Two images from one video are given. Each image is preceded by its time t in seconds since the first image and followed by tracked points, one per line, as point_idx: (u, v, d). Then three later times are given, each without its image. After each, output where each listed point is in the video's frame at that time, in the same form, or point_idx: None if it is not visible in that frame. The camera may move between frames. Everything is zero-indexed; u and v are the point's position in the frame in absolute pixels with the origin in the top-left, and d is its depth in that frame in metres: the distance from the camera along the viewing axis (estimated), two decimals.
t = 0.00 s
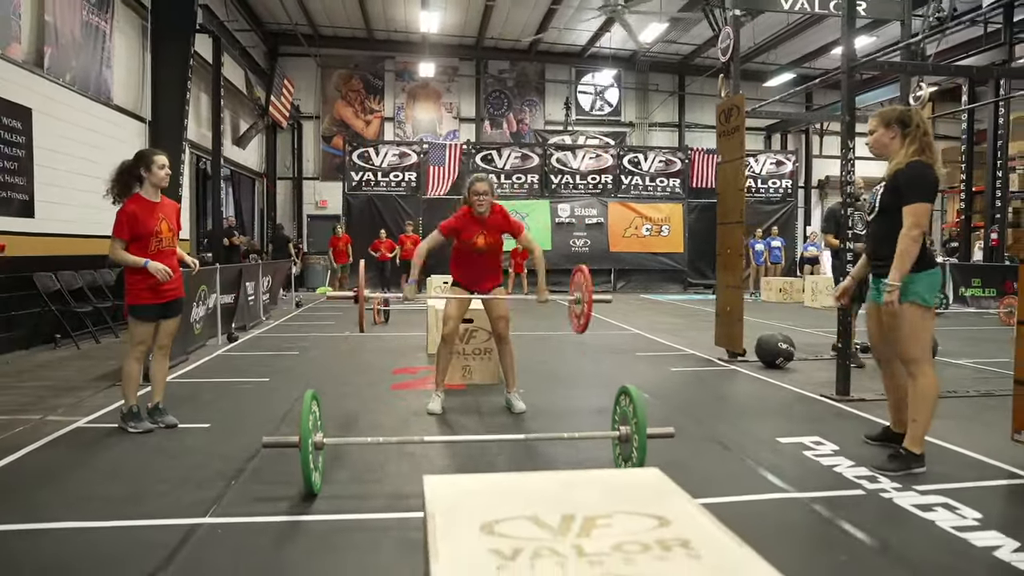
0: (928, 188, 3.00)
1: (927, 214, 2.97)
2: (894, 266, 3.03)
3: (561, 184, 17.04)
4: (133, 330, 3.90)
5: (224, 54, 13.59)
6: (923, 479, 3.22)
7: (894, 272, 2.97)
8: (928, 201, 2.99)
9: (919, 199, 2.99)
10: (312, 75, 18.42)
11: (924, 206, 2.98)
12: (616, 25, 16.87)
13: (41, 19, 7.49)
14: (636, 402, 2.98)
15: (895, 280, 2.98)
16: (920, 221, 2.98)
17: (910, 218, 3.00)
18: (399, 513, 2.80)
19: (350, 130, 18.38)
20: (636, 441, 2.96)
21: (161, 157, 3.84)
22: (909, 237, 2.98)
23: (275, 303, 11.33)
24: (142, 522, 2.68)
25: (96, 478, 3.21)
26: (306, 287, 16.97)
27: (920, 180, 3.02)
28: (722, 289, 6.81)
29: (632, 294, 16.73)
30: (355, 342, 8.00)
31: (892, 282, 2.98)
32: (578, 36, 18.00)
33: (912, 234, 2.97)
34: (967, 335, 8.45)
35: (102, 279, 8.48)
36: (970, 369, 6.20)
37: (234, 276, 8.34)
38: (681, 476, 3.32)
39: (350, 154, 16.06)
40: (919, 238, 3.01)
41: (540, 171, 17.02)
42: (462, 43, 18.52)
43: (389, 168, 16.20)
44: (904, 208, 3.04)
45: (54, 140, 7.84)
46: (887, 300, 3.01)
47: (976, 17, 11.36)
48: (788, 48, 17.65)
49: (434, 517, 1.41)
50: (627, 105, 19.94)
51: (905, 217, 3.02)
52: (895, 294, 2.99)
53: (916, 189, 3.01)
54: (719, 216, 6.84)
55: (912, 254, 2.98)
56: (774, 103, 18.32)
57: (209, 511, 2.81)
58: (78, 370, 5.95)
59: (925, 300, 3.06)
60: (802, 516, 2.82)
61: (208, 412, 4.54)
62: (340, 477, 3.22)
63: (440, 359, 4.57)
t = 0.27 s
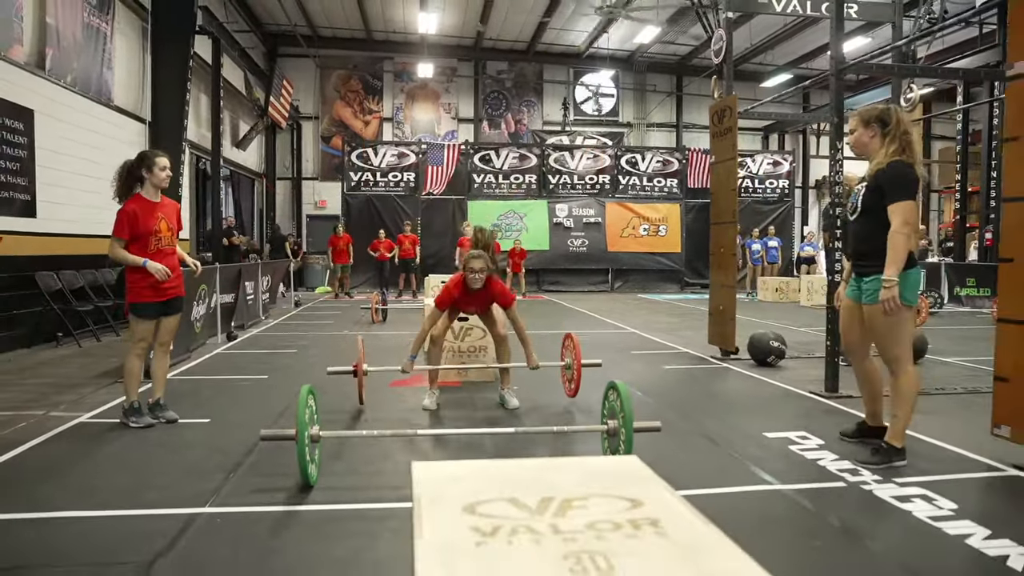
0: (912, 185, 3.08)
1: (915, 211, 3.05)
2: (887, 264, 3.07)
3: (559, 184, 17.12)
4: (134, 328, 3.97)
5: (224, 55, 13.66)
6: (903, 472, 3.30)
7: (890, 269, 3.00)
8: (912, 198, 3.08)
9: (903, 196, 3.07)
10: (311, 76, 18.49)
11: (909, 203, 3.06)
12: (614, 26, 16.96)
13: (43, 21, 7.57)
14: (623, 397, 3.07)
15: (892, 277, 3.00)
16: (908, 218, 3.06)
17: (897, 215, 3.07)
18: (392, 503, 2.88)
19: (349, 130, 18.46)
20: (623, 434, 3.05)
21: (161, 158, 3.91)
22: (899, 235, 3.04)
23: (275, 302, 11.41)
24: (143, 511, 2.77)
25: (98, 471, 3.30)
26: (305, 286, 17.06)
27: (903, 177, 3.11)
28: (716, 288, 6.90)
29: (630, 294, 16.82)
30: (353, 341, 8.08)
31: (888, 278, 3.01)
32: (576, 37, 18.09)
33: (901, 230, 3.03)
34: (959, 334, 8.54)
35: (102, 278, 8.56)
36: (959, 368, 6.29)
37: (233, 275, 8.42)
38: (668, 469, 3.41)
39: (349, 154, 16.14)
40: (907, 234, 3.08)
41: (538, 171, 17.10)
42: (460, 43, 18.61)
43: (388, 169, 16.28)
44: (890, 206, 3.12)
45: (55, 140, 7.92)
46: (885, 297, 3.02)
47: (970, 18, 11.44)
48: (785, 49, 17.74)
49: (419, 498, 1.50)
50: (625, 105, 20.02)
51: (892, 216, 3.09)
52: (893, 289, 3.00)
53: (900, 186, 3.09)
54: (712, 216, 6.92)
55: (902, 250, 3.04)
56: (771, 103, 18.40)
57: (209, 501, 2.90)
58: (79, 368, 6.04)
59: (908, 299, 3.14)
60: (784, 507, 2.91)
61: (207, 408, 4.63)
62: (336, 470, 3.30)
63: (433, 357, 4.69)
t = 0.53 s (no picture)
0: (895, 190, 3.15)
1: (892, 215, 3.13)
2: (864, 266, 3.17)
3: (559, 185, 17.18)
4: (141, 327, 4.05)
5: (225, 56, 13.72)
6: (895, 467, 3.37)
7: (864, 272, 3.11)
8: (895, 202, 3.15)
9: (886, 200, 3.15)
10: (311, 76, 18.56)
11: (892, 207, 3.14)
12: (613, 27, 17.04)
13: (46, 24, 7.64)
14: (620, 394, 3.13)
15: (866, 278, 3.12)
16: (889, 222, 3.14)
17: (877, 219, 3.16)
18: (394, 498, 2.95)
19: (349, 131, 18.52)
20: (619, 430, 3.11)
21: (165, 160, 3.97)
22: (878, 238, 3.13)
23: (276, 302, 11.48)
24: (151, 506, 2.84)
25: (106, 466, 3.37)
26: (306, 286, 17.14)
27: (887, 182, 3.18)
28: (713, 287, 6.96)
29: (629, 294, 16.89)
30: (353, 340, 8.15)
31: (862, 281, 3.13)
32: (576, 38, 18.16)
33: (881, 234, 3.12)
34: (955, 333, 8.60)
35: (105, 278, 8.63)
36: (953, 366, 6.35)
37: (235, 275, 8.49)
38: (664, 464, 3.48)
39: (349, 155, 16.20)
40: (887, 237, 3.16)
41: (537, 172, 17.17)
42: (460, 44, 18.68)
43: (388, 169, 16.35)
44: (874, 209, 3.19)
45: (58, 141, 8.00)
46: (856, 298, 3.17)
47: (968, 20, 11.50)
48: (784, 49, 17.80)
49: (421, 489, 1.56)
50: (624, 106, 20.09)
51: (874, 218, 3.17)
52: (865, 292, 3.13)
53: (884, 190, 3.16)
54: (709, 216, 6.97)
55: (880, 254, 3.12)
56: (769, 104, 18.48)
57: (214, 496, 2.96)
58: (83, 366, 6.10)
59: (895, 298, 3.21)
60: (777, 501, 2.97)
61: (211, 405, 4.69)
62: (338, 465, 3.37)
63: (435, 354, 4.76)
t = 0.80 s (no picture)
0: (878, 193, 3.28)
1: (874, 217, 3.28)
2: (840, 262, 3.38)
3: (558, 184, 17.25)
4: (147, 324, 4.11)
5: (226, 56, 13.78)
6: (888, 460, 3.44)
7: (836, 268, 3.35)
8: (877, 205, 3.29)
9: (869, 203, 3.29)
10: (312, 76, 18.62)
11: (874, 210, 3.28)
12: (612, 26, 17.09)
13: (50, 25, 7.71)
14: (619, 390, 3.20)
15: (836, 275, 3.37)
16: (868, 224, 3.30)
17: (859, 219, 3.32)
18: (396, 490, 3.02)
19: (350, 130, 18.58)
20: (617, 424, 3.18)
21: (169, 160, 4.04)
22: (857, 239, 3.30)
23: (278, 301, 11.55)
24: (160, 497, 2.91)
25: (115, 459, 3.44)
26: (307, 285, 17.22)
27: (871, 185, 3.30)
28: (712, 286, 7.03)
29: (629, 293, 16.97)
30: (355, 338, 8.22)
31: (834, 276, 3.38)
32: (575, 38, 18.23)
33: (859, 233, 3.29)
34: (952, 331, 8.67)
35: (109, 276, 8.71)
36: (949, 364, 6.42)
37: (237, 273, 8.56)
38: (661, 458, 3.55)
39: (350, 154, 16.26)
40: (867, 237, 3.33)
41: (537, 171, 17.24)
42: (460, 44, 18.76)
43: (389, 168, 16.41)
44: (857, 210, 3.34)
45: (63, 141, 8.07)
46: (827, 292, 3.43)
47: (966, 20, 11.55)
48: (783, 49, 17.85)
49: (426, 475, 1.63)
50: (624, 105, 20.14)
51: (856, 219, 3.33)
52: (835, 287, 3.39)
53: (867, 193, 3.30)
54: (709, 214, 7.03)
55: (856, 253, 3.31)
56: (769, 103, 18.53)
57: (221, 488, 3.04)
58: (89, 364, 6.17)
59: (876, 292, 3.33)
60: (771, 493, 3.04)
61: (216, 401, 4.76)
62: (342, 459, 3.44)
63: (439, 345, 4.77)
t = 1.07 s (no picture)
0: (867, 194, 3.33)
1: (863, 217, 3.31)
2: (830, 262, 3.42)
3: (557, 184, 17.28)
4: (148, 322, 4.16)
5: (226, 56, 13.81)
6: (878, 457, 3.48)
7: (826, 267, 3.38)
8: (867, 206, 3.32)
9: (858, 203, 3.33)
10: (312, 76, 18.66)
11: (863, 211, 3.32)
12: (612, 26, 17.13)
13: (51, 25, 7.75)
14: (613, 387, 3.24)
15: (826, 274, 3.40)
16: (858, 224, 3.33)
17: (847, 219, 3.35)
18: (395, 485, 3.06)
19: (350, 130, 18.61)
20: (611, 421, 3.23)
21: (170, 160, 4.08)
22: (846, 239, 3.33)
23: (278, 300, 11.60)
24: (161, 492, 2.96)
25: (116, 456, 3.48)
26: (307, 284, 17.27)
27: (861, 187, 3.35)
28: (708, 285, 7.08)
29: (628, 292, 17.01)
30: (354, 337, 8.26)
31: (824, 275, 3.41)
32: (575, 37, 18.27)
33: (849, 233, 3.32)
34: (948, 330, 8.70)
35: (110, 275, 8.75)
36: (944, 362, 6.46)
37: (237, 272, 8.59)
38: (655, 455, 3.60)
39: (349, 154, 16.28)
40: (855, 237, 3.36)
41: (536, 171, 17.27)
42: (459, 44, 18.80)
43: (388, 168, 16.45)
44: (847, 210, 3.38)
45: (63, 141, 8.11)
46: (818, 290, 3.46)
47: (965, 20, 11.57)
48: (782, 49, 17.89)
49: (420, 468, 1.67)
50: (623, 105, 20.17)
51: (846, 218, 3.36)
52: (825, 285, 3.43)
53: (856, 194, 3.34)
54: (706, 213, 7.07)
55: (846, 253, 3.34)
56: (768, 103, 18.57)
57: (221, 483, 3.08)
58: (89, 362, 6.21)
59: (867, 291, 3.39)
60: (762, 489, 3.09)
61: (216, 399, 4.80)
62: (340, 456, 3.49)
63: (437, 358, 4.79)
